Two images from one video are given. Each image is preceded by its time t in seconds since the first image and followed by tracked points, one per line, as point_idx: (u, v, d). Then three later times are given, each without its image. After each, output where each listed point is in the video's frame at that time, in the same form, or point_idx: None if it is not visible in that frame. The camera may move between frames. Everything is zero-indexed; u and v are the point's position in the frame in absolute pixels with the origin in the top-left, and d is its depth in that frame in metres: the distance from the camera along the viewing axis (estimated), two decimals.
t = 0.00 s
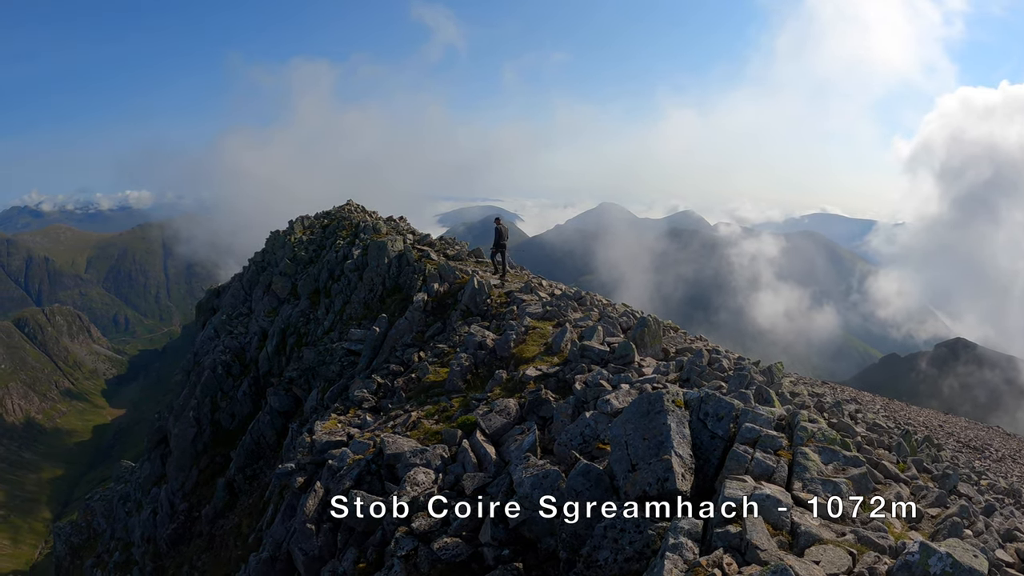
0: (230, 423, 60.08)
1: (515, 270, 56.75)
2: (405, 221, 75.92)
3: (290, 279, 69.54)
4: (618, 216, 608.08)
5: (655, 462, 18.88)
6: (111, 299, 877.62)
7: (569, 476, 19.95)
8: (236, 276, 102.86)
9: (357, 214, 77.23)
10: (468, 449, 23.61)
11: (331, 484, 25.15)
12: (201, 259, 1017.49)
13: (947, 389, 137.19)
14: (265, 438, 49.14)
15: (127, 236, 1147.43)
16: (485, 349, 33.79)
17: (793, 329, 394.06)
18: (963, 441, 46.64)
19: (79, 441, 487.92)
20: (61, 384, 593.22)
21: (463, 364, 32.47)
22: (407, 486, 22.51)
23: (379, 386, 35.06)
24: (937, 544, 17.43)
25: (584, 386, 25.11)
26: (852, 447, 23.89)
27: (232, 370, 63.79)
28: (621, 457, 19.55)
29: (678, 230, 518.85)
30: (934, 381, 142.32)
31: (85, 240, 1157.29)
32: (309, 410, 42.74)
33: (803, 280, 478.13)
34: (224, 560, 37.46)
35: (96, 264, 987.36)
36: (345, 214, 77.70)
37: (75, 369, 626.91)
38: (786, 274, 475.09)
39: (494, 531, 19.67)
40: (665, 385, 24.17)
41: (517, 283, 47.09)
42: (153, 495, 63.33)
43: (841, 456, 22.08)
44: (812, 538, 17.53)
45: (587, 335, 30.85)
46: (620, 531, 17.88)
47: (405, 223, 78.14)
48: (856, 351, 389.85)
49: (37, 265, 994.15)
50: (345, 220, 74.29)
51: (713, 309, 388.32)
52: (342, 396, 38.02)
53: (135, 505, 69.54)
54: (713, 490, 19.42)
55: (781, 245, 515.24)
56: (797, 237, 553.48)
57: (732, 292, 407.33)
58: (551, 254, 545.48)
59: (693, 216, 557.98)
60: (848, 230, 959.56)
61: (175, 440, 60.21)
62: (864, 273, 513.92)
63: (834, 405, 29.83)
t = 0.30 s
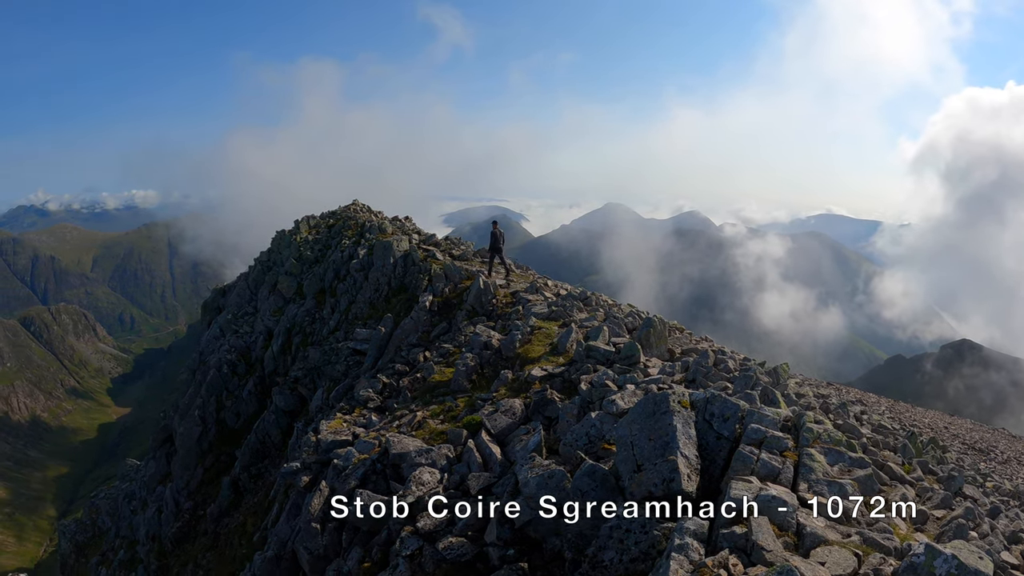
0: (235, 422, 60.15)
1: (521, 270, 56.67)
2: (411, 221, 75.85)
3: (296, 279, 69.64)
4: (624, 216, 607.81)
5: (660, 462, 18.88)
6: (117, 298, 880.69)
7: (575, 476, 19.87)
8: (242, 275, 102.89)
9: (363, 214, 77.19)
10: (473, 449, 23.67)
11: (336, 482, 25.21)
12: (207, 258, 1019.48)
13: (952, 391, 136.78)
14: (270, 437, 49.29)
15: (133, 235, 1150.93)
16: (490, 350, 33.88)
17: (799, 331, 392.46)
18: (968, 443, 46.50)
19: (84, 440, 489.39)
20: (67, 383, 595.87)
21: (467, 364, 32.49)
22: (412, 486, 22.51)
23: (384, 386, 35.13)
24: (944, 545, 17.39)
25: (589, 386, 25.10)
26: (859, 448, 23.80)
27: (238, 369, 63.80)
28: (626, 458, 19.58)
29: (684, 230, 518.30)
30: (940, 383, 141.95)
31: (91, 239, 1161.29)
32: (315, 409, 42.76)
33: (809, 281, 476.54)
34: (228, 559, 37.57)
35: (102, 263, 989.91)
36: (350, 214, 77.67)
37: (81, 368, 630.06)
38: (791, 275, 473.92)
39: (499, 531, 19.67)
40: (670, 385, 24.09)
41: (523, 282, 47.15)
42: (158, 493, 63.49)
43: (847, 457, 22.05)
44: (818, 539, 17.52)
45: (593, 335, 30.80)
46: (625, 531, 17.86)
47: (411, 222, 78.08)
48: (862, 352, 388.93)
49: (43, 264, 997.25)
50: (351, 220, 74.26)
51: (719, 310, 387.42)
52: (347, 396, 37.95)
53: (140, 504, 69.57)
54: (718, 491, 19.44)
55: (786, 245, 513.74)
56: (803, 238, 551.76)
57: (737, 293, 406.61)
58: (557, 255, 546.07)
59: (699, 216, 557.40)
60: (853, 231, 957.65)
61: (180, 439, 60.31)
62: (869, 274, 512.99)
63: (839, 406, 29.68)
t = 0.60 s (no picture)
0: (247, 419, 60.32)
1: (534, 269, 56.58)
2: (423, 220, 75.89)
3: (308, 276, 69.87)
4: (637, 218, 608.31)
5: (673, 463, 18.79)
6: (129, 295, 887.86)
7: (587, 476, 19.87)
8: (255, 272, 103.20)
9: (375, 213, 77.18)
10: (485, 449, 23.60)
11: (347, 481, 25.18)
12: (218, 255, 1026.45)
13: (965, 395, 135.96)
14: (281, 434, 49.45)
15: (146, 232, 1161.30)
16: (502, 349, 33.86)
17: (810, 333, 389.94)
18: (981, 447, 46.27)
19: (96, 435, 495.57)
20: (79, 378, 603.60)
21: (480, 363, 32.48)
22: (424, 485, 22.56)
23: (396, 384, 35.22)
24: (956, 549, 17.22)
25: (601, 386, 25.08)
26: (871, 450, 23.72)
27: (250, 367, 64.15)
28: (639, 458, 19.52)
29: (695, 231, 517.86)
30: (953, 386, 141.54)
31: (105, 236, 1171.35)
32: (326, 407, 42.79)
33: (819, 282, 474.23)
34: (239, 556, 37.81)
35: (115, 261, 999.02)
36: (363, 212, 77.79)
37: (94, 363, 637.76)
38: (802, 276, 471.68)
39: (510, 530, 19.62)
40: (683, 386, 23.99)
41: (535, 282, 46.95)
42: (169, 489, 63.89)
43: (859, 460, 22.03)
44: (830, 540, 17.42)
45: (605, 335, 30.78)
46: (637, 532, 17.85)
47: (423, 221, 78.03)
48: (874, 355, 386.44)
49: (58, 260, 1008.22)
50: (364, 218, 74.33)
51: (730, 312, 386.72)
52: (359, 393, 38.12)
53: (150, 499, 70.04)
54: (733, 489, 19.37)
55: (797, 246, 511.53)
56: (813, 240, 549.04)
57: (748, 294, 405.75)
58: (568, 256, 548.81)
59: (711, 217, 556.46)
60: (866, 233, 953.65)
61: (192, 435, 60.66)
62: (882, 276, 511.58)
63: (851, 408, 29.54)
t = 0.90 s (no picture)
0: (259, 415, 60.64)
1: (547, 268, 56.47)
2: (437, 218, 75.82)
3: (322, 274, 70.07)
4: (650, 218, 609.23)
5: (687, 463, 18.74)
6: (143, 291, 896.06)
7: (601, 476, 19.81)
8: (269, 270, 103.69)
9: (389, 211, 77.19)
10: (499, 447, 23.59)
11: (360, 479, 25.21)
12: (231, 252, 1033.23)
13: (978, 397, 134.98)
14: (293, 431, 49.72)
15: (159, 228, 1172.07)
16: (516, 347, 33.94)
17: (823, 334, 387.82)
18: (995, 452, 45.92)
19: (109, 430, 502.43)
20: (93, 373, 614.85)
21: (494, 362, 32.49)
22: (436, 483, 22.66)
23: (409, 381, 35.29)
24: (970, 555, 17.10)
25: (615, 386, 25.00)
26: (885, 454, 23.64)
27: (263, 363, 64.42)
28: (652, 459, 19.58)
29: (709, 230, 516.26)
30: (967, 388, 140.72)
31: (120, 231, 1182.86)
32: (339, 404, 42.89)
33: (832, 284, 470.82)
34: (250, 552, 37.93)
35: (130, 257, 1008.53)
36: (377, 210, 77.96)
37: (107, 359, 646.30)
38: (815, 277, 468.58)
39: (522, 529, 19.70)
40: (698, 387, 23.90)
41: (549, 282, 46.81)
42: (181, 484, 64.31)
43: (873, 462, 21.95)
44: (844, 543, 17.34)
45: (619, 335, 30.74)
46: (650, 533, 17.83)
47: (437, 219, 78.04)
48: (888, 357, 384.60)
49: (72, 256, 1018.57)
50: (378, 216, 74.48)
51: (743, 312, 386.45)
52: (372, 390, 38.23)
53: (162, 494, 70.51)
54: (747, 489, 19.36)
55: (811, 247, 508.56)
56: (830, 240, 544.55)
57: (761, 294, 404.68)
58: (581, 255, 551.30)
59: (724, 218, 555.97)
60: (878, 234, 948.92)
61: (205, 430, 60.96)
62: (896, 278, 509.98)
63: (866, 411, 29.38)
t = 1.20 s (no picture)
0: (272, 411, 60.95)
1: (561, 267, 56.43)
2: (451, 216, 75.81)
3: (336, 271, 70.21)
4: (665, 219, 608.66)
5: (702, 464, 18.72)
6: (157, 286, 904.67)
7: (615, 475, 19.83)
8: (283, 266, 104.12)
9: (404, 208, 77.36)
10: (511, 445, 23.66)
11: (373, 475, 25.30)
12: (245, 248, 1040.71)
13: (992, 401, 133.77)
14: (307, 426, 49.97)
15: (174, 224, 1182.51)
16: (530, 346, 33.94)
17: (837, 335, 385.53)
18: (1009, 456, 45.57)
19: (122, 423, 509.12)
20: (107, 368, 623.98)
21: (508, 360, 32.53)
22: (449, 479, 22.75)
23: (422, 378, 35.40)
24: (986, 559, 16.91)
25: (629, 385, 25.05)
26: (900, 456, 23.53)
27: (277, 358, 64.70)
28: (667, 458, 19.52)
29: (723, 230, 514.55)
30: (982, 392, 139.88)
31: (136, 227, 1194.43)
32: (353, 400, 43.11)
33: (847, 285, 468.55)
34: (262, 547, 38.17)
35: (144, 253, 1018.25)
36: (391, 208, 77.97)
37: (122, 354, 655.11)
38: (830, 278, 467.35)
39: (535, 527, 19.71)
40: (712, 387, 23.88)
41: (563, 280, 46.79)
42: (194, 478, 64.82)
43: (887, 464, 21.86)
44: (859, 545, 17.19)
45: (633, 334, 30.66)
46: (663, 531, 17.80)
47: (450, 217, 77.94)
48: (903, 359, 382.99)
49: (86, 251, 1028.48)
50: (392, 214, 74.49)
51: (757, 313, 386.23)
52: (386, 388, 38.44)
53: (175, 488, 70.99)
54: (761, 489, 19.35)
55: (826, 247, 506.20)
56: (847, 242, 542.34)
57: (775, 295, 403.59)
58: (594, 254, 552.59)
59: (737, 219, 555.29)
60: (892, 236, 943.92)
61: (218, 425, 61.22)
62: (911, 279, 508.22)
63: (879, 413, 29.34)
